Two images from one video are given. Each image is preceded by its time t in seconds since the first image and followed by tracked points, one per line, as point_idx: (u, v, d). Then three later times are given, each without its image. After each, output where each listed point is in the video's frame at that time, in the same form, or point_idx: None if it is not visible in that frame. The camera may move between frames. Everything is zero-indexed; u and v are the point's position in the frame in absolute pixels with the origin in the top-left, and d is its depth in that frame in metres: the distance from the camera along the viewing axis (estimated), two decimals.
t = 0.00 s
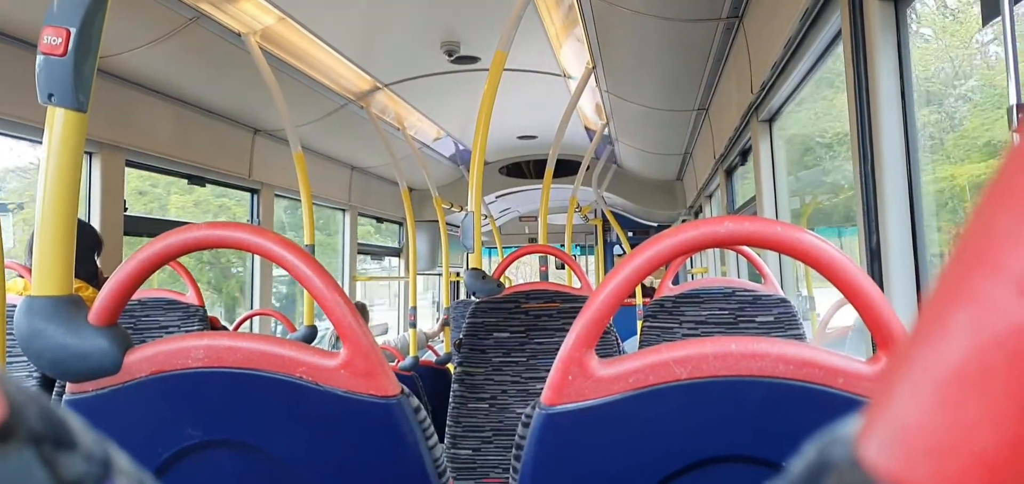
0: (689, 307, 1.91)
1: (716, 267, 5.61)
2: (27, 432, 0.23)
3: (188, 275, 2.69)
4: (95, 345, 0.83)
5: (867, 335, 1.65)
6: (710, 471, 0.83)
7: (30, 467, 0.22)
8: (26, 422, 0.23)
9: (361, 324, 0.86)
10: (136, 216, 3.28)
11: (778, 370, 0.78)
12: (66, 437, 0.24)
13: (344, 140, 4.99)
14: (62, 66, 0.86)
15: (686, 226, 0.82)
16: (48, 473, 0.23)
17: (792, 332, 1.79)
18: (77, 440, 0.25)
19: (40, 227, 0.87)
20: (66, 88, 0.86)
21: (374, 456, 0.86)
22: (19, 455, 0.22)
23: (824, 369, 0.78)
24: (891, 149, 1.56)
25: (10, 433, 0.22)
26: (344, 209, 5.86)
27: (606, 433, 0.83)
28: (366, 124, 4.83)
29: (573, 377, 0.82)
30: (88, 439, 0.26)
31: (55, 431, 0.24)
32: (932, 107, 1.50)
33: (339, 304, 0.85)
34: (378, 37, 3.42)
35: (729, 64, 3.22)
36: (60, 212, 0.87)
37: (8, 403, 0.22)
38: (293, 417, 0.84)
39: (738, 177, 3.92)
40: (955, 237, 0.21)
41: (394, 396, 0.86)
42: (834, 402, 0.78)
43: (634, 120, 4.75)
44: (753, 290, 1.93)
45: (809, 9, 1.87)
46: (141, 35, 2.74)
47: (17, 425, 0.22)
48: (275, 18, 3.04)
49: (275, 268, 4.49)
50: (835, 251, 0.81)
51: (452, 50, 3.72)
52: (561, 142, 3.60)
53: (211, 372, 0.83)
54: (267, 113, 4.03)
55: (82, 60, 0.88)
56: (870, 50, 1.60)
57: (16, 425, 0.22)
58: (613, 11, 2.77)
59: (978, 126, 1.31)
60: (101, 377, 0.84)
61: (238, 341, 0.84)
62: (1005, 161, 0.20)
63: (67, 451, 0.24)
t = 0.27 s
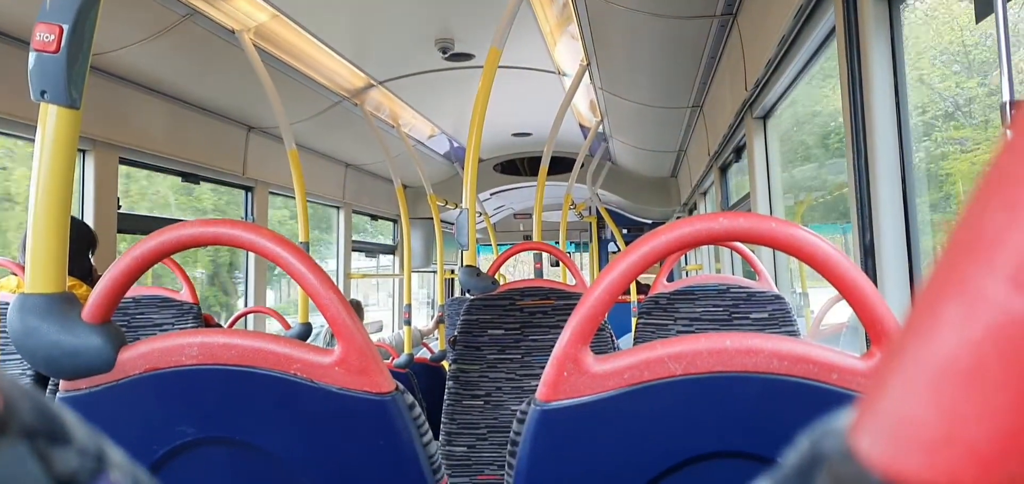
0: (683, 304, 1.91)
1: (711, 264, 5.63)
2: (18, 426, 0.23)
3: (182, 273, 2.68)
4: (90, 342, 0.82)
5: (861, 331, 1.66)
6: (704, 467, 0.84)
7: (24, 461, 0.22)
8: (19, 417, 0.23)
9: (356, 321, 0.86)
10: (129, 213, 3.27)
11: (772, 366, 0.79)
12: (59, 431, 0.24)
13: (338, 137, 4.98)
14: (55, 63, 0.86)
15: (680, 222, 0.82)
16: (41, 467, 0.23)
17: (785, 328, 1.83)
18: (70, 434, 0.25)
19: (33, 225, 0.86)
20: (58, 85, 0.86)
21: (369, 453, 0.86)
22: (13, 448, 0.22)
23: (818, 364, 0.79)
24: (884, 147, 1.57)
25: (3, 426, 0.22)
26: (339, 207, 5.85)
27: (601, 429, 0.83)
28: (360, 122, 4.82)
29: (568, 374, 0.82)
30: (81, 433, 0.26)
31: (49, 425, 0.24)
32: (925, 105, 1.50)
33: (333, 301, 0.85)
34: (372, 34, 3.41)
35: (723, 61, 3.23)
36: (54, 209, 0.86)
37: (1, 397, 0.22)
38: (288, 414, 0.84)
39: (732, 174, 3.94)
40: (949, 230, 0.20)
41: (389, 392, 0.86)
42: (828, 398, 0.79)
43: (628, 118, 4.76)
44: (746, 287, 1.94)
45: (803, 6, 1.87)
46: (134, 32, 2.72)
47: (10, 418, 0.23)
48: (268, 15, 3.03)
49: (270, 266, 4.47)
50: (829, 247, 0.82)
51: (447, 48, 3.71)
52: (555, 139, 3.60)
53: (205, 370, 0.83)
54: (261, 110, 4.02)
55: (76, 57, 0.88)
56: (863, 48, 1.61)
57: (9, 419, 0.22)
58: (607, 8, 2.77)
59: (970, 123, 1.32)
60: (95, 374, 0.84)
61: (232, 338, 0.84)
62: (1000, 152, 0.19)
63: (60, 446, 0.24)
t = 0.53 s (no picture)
0: (678, 300, 1.92)
1: (706, 261, 5.65)
2: (9, 428, 0.22)
3: (177, 272, 2.67)
4: (84, 342, 0.82)
5: (855, 327, 1.67)
6: (700, 463, 0.84)
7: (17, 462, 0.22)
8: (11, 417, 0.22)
9: (351, 320, 0.86)
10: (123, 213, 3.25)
11: (767, 362, 0.79)
12: (53, 432, 0.24)
13: (332, 136, 4.96)
14: (47, 63, 0.85)
15: (675, 220, 0.82)
16: (33, 469, 0.23)
17: (780, 325, 1.83)
18: (63, 436, 0.25)
19: (27, 225, 0.86)
20: (51, 86, 0.85)
21: (365, 452, 0.86)
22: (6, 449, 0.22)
23: (812, 361, 0.79)
24: (878, 144, 1.58)
25: None
26: (333, 206, 5.83)
27: (596, 427, 0.83)
28: (354, 120, 4.80)
29: (563, 372, 0.82)
30: (75, 434, 0.26)
31: (42, 427, 0.24)
32: (918, 102, 1.51)
33: (328, 300, 0.85)
34: (366, 32, 3.40)
35: (717, 58, 3.24)
36: (48, 209, 0.86)
37: None
38: (284, 414, 0.84)
39: (726, 171, 3.95)
40: (944, 225, 0.20)
41: (384, 391, 0.86)
42: (822, 394, 0.79)
43: (622, 115, 4.77)
44: (741, 284, 1.94)
45: (797, 4, 1.88)
46: (127, 31, 2.71)
47: (1, 420, 0.22)
48: (262, 14, 3.01)
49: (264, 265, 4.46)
50: (823, 244, 0.82)
51: (440, 46, 3.71)
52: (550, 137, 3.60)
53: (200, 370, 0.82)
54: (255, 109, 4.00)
55: (68, 57, 0.87)
56: (857, 46, 1.62)
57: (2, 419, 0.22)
58: (601, 6, 2.77)
59: (962, 120, 1.33)
60: (88, 375, 0.83)
61: (227, 337, 0.83)
62: (994, 147, 0.20)
63: (53, 448, 0.24)
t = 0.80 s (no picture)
0: (674, 300, 1.94)
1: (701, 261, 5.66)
2: (4, 427, 0.22)
3: (172, 273, 2.66)
4: (79, 343, 0.81)
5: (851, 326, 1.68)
6: (696, 462, 0.84)
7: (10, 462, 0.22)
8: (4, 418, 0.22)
9: (347, 320, 0.86)
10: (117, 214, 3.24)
11: (763, 362, 0.79)
12: (47, 432, 0.24)
13: (328, 136, 4.95)
14: (41, 64, 0.85)
15: (671, 220, 0.82)
16: (27, 469, 0.23)
17: (776, 324, 1.81)
18: (57, 435, 0.25)
19: (21, 226, 0.85)
20: (45, 86, 0.85)
21: (361, 453, 0.86)
22: None
23: (808, 359, 0.79)
24: (873, 144, 1.59)
25: None
26: (329, 206, 5.82)
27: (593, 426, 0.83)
28: (349, 121, 4.79)
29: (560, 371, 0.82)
30: (68, 434, 0.25)
31: (35, 426, 0.24)
32: (913, 102, 1.52)
33: (324, 300, 0.85)
34: (362, 33, 3.39)
35: (712, 58, 3.25)
36: (42, 210, 0.85)
37: None
38: (280, 414, 0.84)
39: (722, 171, 3.96)
40: (939, 224, 0.20)
41: (381, 392, 0.85)
42: (818, 392, 0.80)
43: (618, 115, 4.77)
44: (737, 283, 1.94)
45: (792, 3, 1.88)
46: (122, 32, 2.70)
47: None
48: (257, 14, 3.01)
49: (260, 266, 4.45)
50: (818, 243, 0.82)
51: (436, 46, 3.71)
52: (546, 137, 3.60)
53: (195, 370, 0.82)
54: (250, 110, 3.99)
55: (62, 58, 0.87)
56: (852, 46, 1.62)
57: None
58: (597, 6, 2.78)
59: (956, 120, 1.33)
60: (83, 376, 0.83)
61: (223, 338, 0.83)
62: (987, 148, 0.20)
63: (47, 447, 0.24)
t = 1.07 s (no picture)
0: (671, 301, 1.93)
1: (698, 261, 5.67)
2: None
3: (168, 274, 2.66)
4: (74, 345, 0.81)
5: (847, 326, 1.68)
6: (693, 462, 0.84)
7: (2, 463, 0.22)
8: None
9: (343, 321, 0.85)
10: (113, 215, 3.23)
11: (759, 362, 0.80)
12: (40, 434, 0.24)
13: (325, 137, 4.95)
14: (37, 65, 0.84)
15: (668, 221, 0.82)
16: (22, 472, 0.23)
17: (772, 325, 1.82)
18: (51, 436, 0.25)
19: (17, 227, 0.85)
20: (41, 87, 0.85)
21: (358, 454, 0.86)
22: None
23: (804, 360, 0.80)
24: (869, 144, 1.59)
25: None
26: (326, 207, 5.81)
27: (589, 426, 0.83)
28: (346, 122, 4.79)
29: (556, 372, 0.82)
30: (62, 435, 0.25)
31: (28, 427, 0.24)
32: (909, 103, 1.53)
33: (320, 302, 0.84)
34: (359, 33, 3.39)
35: (709, 59, 3.25)
36: (38, 211, 0.85)
37: None
38: (277, 416, 0.84)
39: (718, 171, 3.97)
40: (933, 223, 0.20)
41: (377, 394, 0.85)
42: (815, 393, 0.80)
43: (615, 116, 4.78)
44: (733, 283, 1.95)
45: (788, 4, 1.89)
46: (118, 33, 2.70)
47: None
48: (253, 15, 3.00)
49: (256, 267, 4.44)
50: (814, 244, 0.83)
51: (432, 47, 3.71)
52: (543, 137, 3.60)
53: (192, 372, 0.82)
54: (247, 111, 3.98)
55: (58, 59, 0.87)
56: (848, 46, 1.63)
57: None
58: (594, 7, 2.78)
59: (952, 121, 1.34)
60: (79, 378, 0.82)
61: (219, 340, 0.83)
62: (981, 147, 0.20)
63: (40, 450, 0.24)
